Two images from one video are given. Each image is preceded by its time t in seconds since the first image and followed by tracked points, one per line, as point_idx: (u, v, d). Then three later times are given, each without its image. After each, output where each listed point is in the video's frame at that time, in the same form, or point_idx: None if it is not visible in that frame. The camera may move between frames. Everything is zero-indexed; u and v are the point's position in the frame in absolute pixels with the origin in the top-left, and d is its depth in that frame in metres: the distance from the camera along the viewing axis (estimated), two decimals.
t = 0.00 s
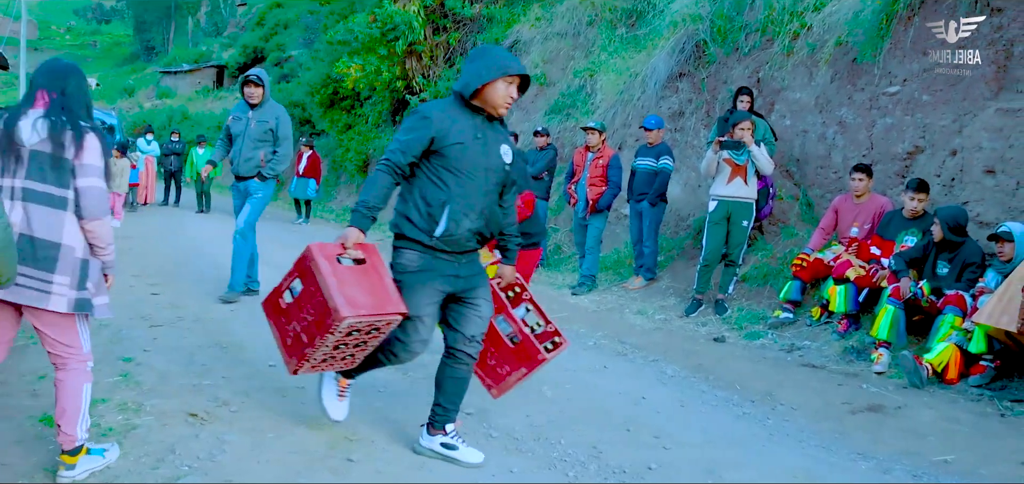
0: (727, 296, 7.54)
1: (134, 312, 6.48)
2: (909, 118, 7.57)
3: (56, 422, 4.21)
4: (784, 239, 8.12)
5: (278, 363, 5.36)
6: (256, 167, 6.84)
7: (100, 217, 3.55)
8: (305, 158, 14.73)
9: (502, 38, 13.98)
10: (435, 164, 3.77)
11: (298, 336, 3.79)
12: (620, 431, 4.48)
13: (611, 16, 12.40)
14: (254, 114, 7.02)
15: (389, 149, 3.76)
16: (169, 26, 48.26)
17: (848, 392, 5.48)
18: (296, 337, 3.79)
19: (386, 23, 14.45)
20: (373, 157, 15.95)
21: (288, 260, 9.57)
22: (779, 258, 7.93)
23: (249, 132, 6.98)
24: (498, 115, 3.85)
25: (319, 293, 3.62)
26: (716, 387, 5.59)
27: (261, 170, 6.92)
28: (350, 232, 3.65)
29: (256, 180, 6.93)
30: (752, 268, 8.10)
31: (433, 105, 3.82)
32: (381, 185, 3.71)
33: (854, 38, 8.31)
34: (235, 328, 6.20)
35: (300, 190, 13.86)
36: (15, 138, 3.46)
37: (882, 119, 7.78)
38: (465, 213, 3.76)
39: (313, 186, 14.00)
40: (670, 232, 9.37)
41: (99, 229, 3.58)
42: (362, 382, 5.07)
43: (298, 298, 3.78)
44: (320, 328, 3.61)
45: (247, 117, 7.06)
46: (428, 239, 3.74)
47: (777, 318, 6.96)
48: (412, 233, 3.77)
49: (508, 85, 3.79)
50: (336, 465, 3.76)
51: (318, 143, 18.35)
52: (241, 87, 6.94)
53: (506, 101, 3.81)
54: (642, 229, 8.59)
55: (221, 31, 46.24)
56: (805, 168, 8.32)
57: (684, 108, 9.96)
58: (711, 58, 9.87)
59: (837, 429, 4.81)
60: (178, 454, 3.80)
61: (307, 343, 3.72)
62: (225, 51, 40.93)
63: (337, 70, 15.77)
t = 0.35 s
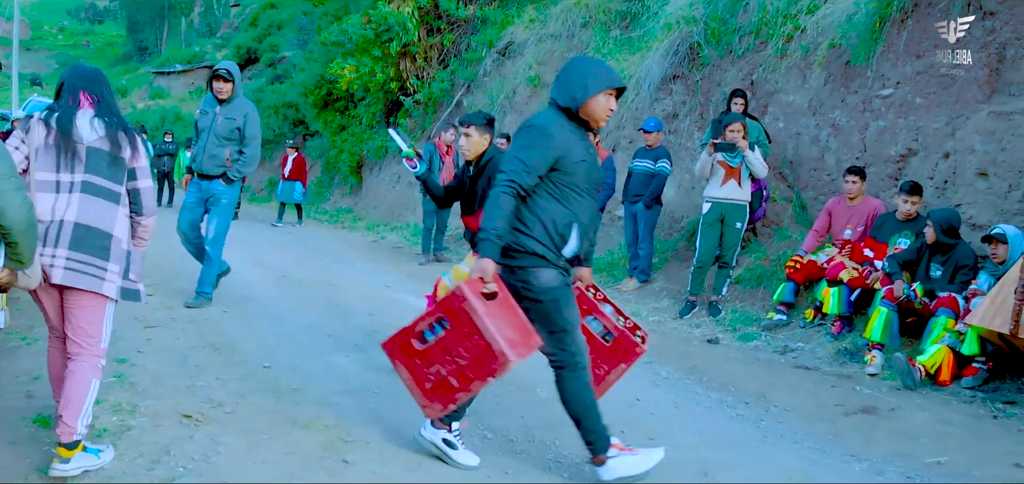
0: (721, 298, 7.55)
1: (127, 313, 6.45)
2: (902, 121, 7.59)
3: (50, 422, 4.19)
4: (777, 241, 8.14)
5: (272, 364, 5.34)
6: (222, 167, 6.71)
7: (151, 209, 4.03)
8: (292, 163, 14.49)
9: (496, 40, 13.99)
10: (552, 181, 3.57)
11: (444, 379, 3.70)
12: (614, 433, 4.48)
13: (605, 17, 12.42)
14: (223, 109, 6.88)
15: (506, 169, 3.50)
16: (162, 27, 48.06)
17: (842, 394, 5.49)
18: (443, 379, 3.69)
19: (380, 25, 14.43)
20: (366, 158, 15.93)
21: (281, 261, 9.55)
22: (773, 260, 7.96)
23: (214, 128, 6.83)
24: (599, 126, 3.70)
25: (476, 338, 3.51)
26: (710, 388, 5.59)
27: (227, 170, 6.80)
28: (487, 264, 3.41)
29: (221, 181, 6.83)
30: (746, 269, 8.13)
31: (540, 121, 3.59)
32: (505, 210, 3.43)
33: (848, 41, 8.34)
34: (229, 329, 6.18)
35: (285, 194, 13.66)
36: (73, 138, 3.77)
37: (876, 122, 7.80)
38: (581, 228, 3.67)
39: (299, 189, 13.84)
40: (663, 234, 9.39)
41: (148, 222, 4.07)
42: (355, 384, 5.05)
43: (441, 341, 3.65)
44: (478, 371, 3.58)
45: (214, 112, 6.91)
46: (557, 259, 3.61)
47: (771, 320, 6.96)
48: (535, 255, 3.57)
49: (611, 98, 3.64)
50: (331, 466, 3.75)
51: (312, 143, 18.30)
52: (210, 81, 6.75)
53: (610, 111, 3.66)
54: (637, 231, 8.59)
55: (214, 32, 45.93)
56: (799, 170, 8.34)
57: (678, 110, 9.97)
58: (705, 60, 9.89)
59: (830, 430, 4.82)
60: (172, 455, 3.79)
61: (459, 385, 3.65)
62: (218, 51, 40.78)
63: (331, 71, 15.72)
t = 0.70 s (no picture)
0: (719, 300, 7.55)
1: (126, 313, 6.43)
2: (902, 124, 7.60)
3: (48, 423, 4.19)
4: (776, 243, 8.16)
5: (272, 365, 5.34)
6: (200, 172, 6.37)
7: (153, 191, 4.83)
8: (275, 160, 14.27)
9: (496, 41, 14.00)
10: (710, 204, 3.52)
11: (652, 426, 3.49)
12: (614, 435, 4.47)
13: (605, 19, 12.44)
14: (195, 110, 6.48)
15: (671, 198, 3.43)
16: (161, 27, 48.00)
17: (841, 396, 5.49)
18: (652, 426, 3.48)
19: (379, 25, 14.42)
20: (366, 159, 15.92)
21: (281, 262, 9.53)
22: (772, 263, 7.96)
23: (188, 130, 6.45)
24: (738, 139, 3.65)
25: (690, 378, 3.39)
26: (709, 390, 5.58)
27: (207, 175, 6.45)
28: (670, 300, 3.37)
29: (201, 187, 6.49)
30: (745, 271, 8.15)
31: (687, 142, 3.52)
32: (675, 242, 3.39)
33: (848, 44, 8.35)
34: (229, 329, 6.18)
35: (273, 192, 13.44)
36: (86, 134, 4.45)
37: (876, 125, 7.80)
38: (731, 245, 3.66)
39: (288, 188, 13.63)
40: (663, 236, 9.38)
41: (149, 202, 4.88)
42: (354, 386, 5.05)
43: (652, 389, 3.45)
44: (693, 413, 3.43)
45: (185, 112, 6.52)
46: (710, 281, 3.57)
47: (770, 323, 6.98)
48: (696, 281, 3.52)
49: (750, 109, 3.57)
50: (331, 467, 3.75)
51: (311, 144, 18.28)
52: (176, 82, 6.38)
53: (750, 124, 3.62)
54: (637, 233, 8.60)
55: (213, 32, 45.80)
56: (799, 172, 8.34)
57: (677, 112, 9.97)
58: (705, 62, 9.89)
59: (829, 433, 4.82)
60: (172, 456, 3.80)
61: (670, 427, 3.48)
62: (217, 51, 40.73)
63: (330, 72, 15.68)
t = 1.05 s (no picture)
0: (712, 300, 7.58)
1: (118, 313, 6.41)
2: (895, 124, 7.63)
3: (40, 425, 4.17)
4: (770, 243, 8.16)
5: (265, 365, 5.32)
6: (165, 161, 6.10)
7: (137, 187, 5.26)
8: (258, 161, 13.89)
9: (489, 40, 14.01)
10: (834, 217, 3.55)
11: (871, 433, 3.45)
12: (608, 435, 4.47)
13: (599, 19, 12.46)
14: (160, 98, 6.21)
15: (816, 213, 3.40)
16: (153, 25, 47.77)
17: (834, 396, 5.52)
18: (873, 433, 3.44)
19: (373, 24, 14.39)
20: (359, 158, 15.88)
21: (274, 262, 9.50)
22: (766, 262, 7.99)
23: (155, 120, 6.19)
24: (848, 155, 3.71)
25: (897, 379, 3.44)
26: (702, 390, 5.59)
27: (172, 165, 6.18)
28: (853, 309, 3.32)
29: (166, 177, 6.20)
30: (739, 271, 8.17)
31: (816, 159, 3.53)
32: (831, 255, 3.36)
33: (841, 44, 8.38)
34: (223, 329, 6.16)
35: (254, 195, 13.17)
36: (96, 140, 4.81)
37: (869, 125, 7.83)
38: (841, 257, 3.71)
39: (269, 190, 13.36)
40: (656, 236, 9.40)
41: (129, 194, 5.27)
42: (348, 385, 5.04)
43: (868, 398, 3.41)
44: (903, 411, 3.48)
45: (151, 101, 6.25)
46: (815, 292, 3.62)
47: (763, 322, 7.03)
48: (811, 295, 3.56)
49: (863, 125, 3.65)
50: (325, 467, 3.73)
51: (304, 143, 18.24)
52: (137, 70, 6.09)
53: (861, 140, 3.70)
54: (631, 233, 8.61)
55: (206, 31, 45.56)
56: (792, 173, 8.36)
57: (671, 112, 9.99)
58: (698, 62, 9.91)
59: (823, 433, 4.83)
60: (166, 457, 3.79)
61: (885, 431, 3.47)
62: (209, 51, 40.55)
63: (324, 71, 15.58)
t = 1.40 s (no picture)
0: (692, 300, 7.60)
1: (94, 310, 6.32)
2: (874, 127, 7.70)
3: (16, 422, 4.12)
4: (749, 244, 8.20)
5: (244, 363, 5.27)
6: (114, 161, 5.69)
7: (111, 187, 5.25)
8: (221, 157, 13.50)
9: (471, 39, 14.00)
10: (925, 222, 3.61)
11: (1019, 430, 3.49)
12: (588, 434, 4.48)
13: (581, 19, 12.48)
14: (116, 92, 5.80)
15: (926, 218, 3.42)
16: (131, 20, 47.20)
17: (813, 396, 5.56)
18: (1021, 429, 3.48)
19: (354, 22, 14.31)
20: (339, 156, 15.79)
21: (253, 259, 9.42)
22: (744, 263, 8.04)
23: (107, 115, 5.80)
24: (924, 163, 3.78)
25: None
26: (682, 390, 5.61)
27: (123, 164, 5.74)
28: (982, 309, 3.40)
29: (116, 176, 5.75)
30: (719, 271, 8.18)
31: (910, 168, 3.54)
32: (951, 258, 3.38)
33: (821, 47, 8.45)
34: (200, 327, 6.10)
35: (214, 191, 12.68)
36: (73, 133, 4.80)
37: (848, 127, 7.91)
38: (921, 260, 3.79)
39: (229, 186, 12.90)
40: (636, 236, 9.42)
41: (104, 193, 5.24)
42: (327, 384, 5.00)
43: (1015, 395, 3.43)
44: None
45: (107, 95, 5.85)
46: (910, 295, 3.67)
47: (742, 323, 7.06)
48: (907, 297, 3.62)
49: (940, 135, 3.71)
50: (304, 466, 3.70)
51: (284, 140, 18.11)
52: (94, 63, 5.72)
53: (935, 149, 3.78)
54: (611, 233, 8.63)
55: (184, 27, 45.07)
56: (772, 174, 8.42)
57: (652, 112, 10.02)
58: (679, 63, 9.95)
59: (800, 432, 4.86)
60: (144, 455, 3.74)
61: None
62: (189, 47, 40.12)
63: (304, 68, 15.36)
